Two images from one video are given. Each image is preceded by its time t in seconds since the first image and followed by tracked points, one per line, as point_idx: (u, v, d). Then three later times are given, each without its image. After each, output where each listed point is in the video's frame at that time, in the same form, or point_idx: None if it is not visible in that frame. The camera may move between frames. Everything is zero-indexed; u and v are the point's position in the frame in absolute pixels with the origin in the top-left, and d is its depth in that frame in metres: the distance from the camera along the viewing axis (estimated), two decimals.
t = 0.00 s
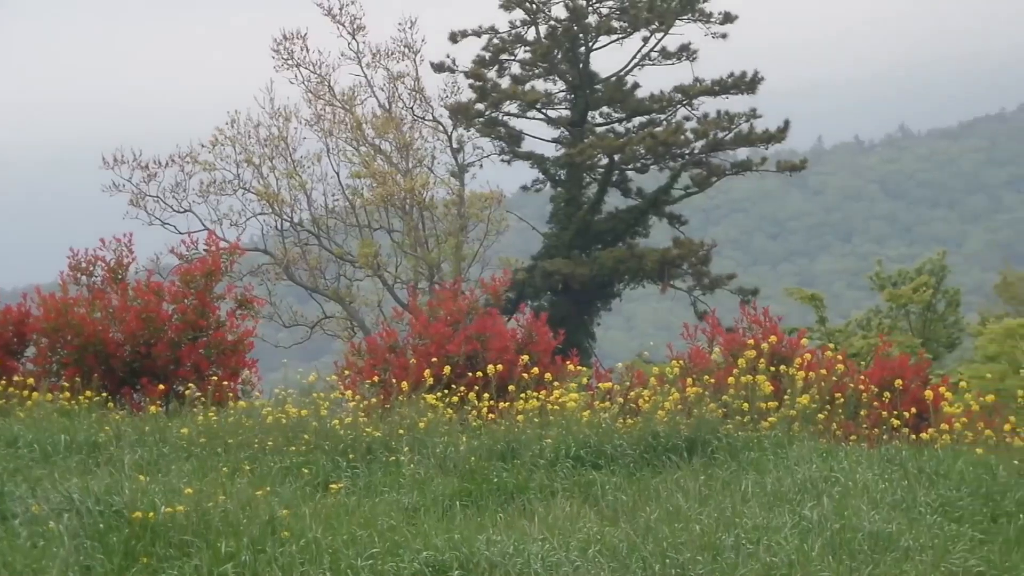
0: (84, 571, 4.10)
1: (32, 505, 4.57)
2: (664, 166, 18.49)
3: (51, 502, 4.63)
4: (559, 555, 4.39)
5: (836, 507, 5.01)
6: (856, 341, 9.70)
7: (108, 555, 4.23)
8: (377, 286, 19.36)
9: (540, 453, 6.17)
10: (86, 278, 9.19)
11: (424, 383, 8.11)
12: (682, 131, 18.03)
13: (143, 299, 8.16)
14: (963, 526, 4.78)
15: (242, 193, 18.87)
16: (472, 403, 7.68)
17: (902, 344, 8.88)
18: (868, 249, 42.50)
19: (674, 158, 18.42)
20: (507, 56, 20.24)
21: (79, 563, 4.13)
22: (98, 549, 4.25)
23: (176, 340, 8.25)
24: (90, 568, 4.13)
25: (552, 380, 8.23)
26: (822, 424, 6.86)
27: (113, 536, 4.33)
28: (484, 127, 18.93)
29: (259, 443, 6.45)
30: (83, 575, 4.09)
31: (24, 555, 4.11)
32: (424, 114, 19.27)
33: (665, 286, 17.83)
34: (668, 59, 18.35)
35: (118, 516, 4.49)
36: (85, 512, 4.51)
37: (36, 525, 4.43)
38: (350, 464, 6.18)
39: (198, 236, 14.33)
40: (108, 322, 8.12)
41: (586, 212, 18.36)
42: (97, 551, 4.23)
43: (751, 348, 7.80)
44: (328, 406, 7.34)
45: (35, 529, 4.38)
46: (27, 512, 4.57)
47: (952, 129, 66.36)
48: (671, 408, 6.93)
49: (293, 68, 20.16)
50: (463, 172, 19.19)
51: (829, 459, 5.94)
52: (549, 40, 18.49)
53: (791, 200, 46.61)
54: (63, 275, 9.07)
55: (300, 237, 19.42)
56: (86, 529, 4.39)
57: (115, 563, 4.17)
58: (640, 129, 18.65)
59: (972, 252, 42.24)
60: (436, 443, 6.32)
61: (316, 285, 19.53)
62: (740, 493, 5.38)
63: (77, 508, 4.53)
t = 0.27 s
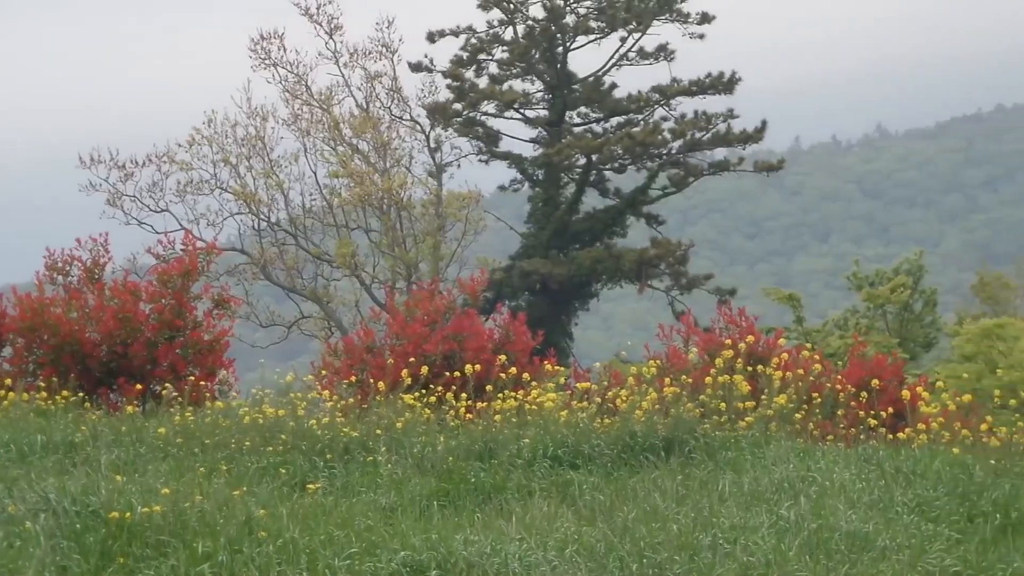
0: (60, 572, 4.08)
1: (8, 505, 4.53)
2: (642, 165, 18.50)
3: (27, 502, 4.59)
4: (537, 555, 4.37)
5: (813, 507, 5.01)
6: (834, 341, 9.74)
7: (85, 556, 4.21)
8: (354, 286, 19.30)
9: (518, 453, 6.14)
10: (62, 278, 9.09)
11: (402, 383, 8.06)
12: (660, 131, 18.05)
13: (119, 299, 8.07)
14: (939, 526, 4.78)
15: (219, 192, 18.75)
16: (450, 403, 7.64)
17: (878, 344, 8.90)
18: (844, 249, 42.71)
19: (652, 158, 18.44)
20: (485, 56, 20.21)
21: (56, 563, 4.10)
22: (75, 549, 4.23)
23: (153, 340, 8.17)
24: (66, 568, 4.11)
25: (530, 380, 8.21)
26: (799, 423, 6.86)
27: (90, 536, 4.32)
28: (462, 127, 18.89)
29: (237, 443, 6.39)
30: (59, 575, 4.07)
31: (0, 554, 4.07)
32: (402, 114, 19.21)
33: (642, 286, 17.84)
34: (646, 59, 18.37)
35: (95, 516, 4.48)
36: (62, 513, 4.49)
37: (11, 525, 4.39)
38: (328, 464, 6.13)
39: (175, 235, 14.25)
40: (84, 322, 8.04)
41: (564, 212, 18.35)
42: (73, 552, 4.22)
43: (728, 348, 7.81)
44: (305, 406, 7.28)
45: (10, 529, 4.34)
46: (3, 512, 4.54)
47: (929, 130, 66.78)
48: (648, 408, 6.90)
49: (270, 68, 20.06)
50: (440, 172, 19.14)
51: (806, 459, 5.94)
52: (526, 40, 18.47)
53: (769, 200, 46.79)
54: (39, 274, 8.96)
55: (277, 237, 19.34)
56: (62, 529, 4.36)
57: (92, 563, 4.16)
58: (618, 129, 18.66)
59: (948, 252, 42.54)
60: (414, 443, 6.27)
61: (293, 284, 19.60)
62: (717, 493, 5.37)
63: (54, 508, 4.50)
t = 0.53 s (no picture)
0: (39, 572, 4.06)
1: None
2: (623, 165, 18.51)
3: (6, 503, 4.58)
4: (519, 554, 4.35)
5: (794, 507, 4.99)
6: (815, 340, 9.77)
7: (65, 556, 4.20)
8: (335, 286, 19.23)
9: (499, 453, 6.11)
10: (42, 278, 8.99)
11: (383, 383, 8.03)
12: (641, 131, 18.06)
13: (100, 298, 7.99)
14: (921, 526, 4.77)
15: (199, 192, 18.65)
16: (431, 403, 7.61)
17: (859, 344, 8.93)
18: (825, 249, 42.88)
19: (632, 158, 18.45)
20: (466, 56, 20.16)
21: (37, 563, 4.09)
22: (54, 549, 4.21)
23: (133, 339, 8.09)
24: (47, 568, 4.09)
25: (511, 379, 8.19)
26: (780, 423, 6.86)
27: (70, 536, 4.30)
28: (442, 127, 18.85)
29: (217, 443, 6.35)
30: (40, 575, 4.05)
31: None
32: (383, 114, 19.14)
33: (624, 286, 17.84)
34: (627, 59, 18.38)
35: (75, 516, 4.46)
36: (41, 513, 4.46)
37: None
38: (309, 464, 6.09)
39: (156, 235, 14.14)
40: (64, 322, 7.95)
41: (545, 212, 18.35)
42: (53, 552, 4.20)
43: (708, 347, 7.80)
44: (285, 406, 7.23)
45: None
46: None
47: (909, 130, 67.11)
48: (629, 408, 6.88)
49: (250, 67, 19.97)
50: (421, 172, 19.08)
51: (787, 458, 5.92)
52: (508, 40, 18.44)
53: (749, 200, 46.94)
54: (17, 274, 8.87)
55: (257, 237, 19.26)
56: (42, 530, 4.34)
57: (73, 563, 4.14)
58: (598, 129, 18.67)
59: (928, 251, 42.77)
60: (395, 443, 6.23)
61: (274, 285, 19.49)
62: (698, 493, 5.34)
63: (34, 508, 4.49)
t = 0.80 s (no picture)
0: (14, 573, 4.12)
1: None
2: (599, 165, 18.53)
3: None
4: (494, 555, 4.34)
5: (770, 507, 4.99)
6: (791, 341, 9.80)
7: (41, 556, 4.25)
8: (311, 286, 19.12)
9: (476, 454, 6.08)
10: (16, 278, 8.88)
11: (360, 383, 7.97)
12: (617, 131, 18.08)
13: (76, 298, 7.91)
14: (896, 526, 4.77)
15: (175, 192, 18.52)
16: (407, 403, 7.56)
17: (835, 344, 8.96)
18: (801, 249, 43.08)
19: (609, 158, 18.47)
20: (442, 56, 20.11)
21: (12, 564, 4.14)
22: (30, 549, 4.27)
23: (109, 340, 8.01)
24: (21, 569, 4.14)
25: (488, 379, 8.17)
26: (756, 423, 6.85)
27: (46, 536, 4.36)
28: (419, 127, 18.79)
29: (193, 443, 6.29)
30: None
31: None
32: (359, 114, 19.06)
33: (600, 286, 17.84)
34: (603, 60, 18.39)
35: (51, 517, 4.54)
36: (17, 514, 4.54)
37: None
38: (285, 465, 6.04)
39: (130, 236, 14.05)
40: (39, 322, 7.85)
41: (522, 212, 18.33)
42: (30, 551, 4.25)
43: (685, 348, 7.80)
44: (261, 407, 7.17)
45: None
46: None
47: (885, 130, 67.52)
48: (606, 408, 6.86)
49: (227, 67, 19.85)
50: (397, 172, 19.01)
51: (763, 459, 5.91)
52: (485, 40, 18.40)
53: (726, 201, 47.11)
54: None
55: (233, 237, 19.15)
56: (18, 530, 4.41)
57: (48, 564, 4.19)
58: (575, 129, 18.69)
59: (903, 252, 43.02)
60: (372, 443, 6.19)
61: (250, 285, 19.29)
62: (675, 493, 5.33)
63: (10, 509, 4.56)
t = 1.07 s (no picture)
0: None
1: None
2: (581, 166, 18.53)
3: None
4: (477, 555, 4.31)
5: (752, 507, 4.99)
6: (773, 341, 9.82)
7: (22, 556, 4.22)
8: (293, 286, 19.03)
9: (458, 454, 6.06)
10: None
11: (342, 383, 7.93)
12: (600, 132, 18.08)
13: (58, 298, 7.84)
14: (878, 526, 4.78)
15: (157, 192, 18.44)
16: (390, 403, 7.53)
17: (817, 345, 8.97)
18: (783, 249, 43.19)
19: (591, 158, 18.47)
20: (425, 56, 20.07)
21: None
22: (12, 549, 4.25)
23: (91, 340, 7.95)
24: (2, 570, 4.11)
25: (470, 379, 8.15)
26: (738, 423, 6.85)
27: (27, 536, 4.34)
28: (401, 127, 18.74)
29: (175, 443, 6.26)
30: None
31: None
32: (342, 114, 19.00)
33: (583, 286, 17.84)
34: (586, 60, 18.39)
35: (32, 517, 4.52)
36: None
37: None
38: (267, 465, 6.01)
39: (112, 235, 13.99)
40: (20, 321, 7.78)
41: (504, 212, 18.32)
42: (10, 552, 4.22)
43: (667, 348, 7.79)
44: (244, 407, 7.13)
45: None
46: None
47: (868, 130, 67.80)
48: (589, 408, 6.84)
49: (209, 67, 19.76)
50: (380, 172, 18.95)
51: (746, 459, 5.90)
52: (467, 40, 18.37)
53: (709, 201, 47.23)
54: None
55: (215, 237, 19.08)
56: None
57: (30, 564, 4.16)
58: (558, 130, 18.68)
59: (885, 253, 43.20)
60: (354, 443, 6.15)
61: (232, 284, 19.36)
62: (657, 493, 5.32)
63: None
